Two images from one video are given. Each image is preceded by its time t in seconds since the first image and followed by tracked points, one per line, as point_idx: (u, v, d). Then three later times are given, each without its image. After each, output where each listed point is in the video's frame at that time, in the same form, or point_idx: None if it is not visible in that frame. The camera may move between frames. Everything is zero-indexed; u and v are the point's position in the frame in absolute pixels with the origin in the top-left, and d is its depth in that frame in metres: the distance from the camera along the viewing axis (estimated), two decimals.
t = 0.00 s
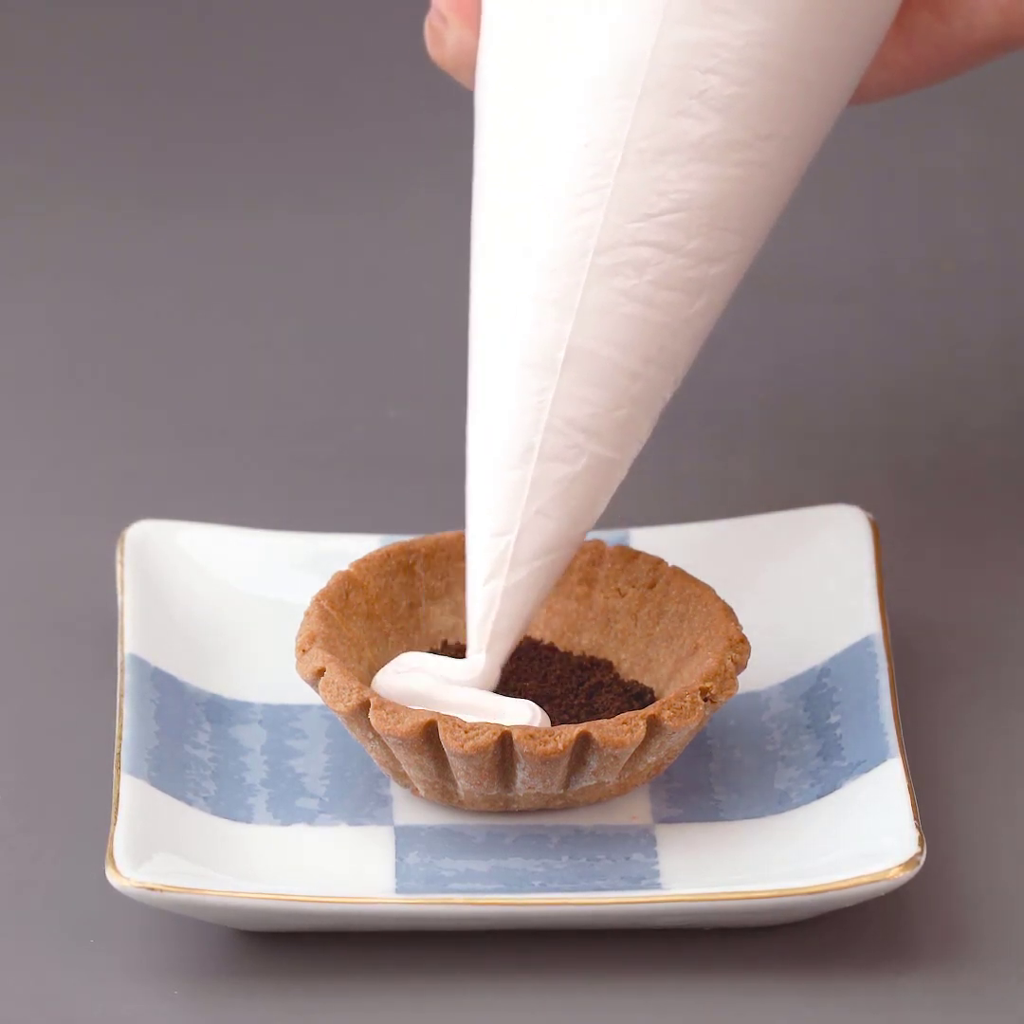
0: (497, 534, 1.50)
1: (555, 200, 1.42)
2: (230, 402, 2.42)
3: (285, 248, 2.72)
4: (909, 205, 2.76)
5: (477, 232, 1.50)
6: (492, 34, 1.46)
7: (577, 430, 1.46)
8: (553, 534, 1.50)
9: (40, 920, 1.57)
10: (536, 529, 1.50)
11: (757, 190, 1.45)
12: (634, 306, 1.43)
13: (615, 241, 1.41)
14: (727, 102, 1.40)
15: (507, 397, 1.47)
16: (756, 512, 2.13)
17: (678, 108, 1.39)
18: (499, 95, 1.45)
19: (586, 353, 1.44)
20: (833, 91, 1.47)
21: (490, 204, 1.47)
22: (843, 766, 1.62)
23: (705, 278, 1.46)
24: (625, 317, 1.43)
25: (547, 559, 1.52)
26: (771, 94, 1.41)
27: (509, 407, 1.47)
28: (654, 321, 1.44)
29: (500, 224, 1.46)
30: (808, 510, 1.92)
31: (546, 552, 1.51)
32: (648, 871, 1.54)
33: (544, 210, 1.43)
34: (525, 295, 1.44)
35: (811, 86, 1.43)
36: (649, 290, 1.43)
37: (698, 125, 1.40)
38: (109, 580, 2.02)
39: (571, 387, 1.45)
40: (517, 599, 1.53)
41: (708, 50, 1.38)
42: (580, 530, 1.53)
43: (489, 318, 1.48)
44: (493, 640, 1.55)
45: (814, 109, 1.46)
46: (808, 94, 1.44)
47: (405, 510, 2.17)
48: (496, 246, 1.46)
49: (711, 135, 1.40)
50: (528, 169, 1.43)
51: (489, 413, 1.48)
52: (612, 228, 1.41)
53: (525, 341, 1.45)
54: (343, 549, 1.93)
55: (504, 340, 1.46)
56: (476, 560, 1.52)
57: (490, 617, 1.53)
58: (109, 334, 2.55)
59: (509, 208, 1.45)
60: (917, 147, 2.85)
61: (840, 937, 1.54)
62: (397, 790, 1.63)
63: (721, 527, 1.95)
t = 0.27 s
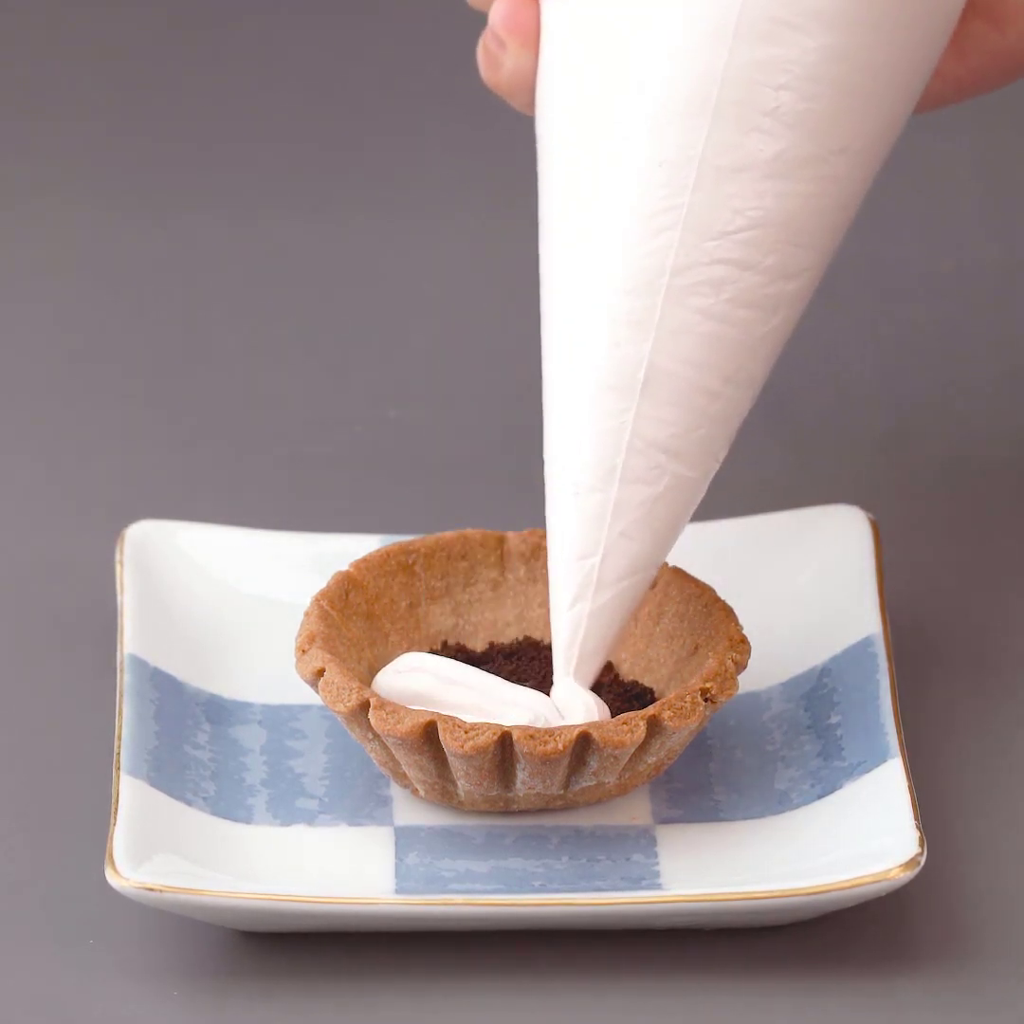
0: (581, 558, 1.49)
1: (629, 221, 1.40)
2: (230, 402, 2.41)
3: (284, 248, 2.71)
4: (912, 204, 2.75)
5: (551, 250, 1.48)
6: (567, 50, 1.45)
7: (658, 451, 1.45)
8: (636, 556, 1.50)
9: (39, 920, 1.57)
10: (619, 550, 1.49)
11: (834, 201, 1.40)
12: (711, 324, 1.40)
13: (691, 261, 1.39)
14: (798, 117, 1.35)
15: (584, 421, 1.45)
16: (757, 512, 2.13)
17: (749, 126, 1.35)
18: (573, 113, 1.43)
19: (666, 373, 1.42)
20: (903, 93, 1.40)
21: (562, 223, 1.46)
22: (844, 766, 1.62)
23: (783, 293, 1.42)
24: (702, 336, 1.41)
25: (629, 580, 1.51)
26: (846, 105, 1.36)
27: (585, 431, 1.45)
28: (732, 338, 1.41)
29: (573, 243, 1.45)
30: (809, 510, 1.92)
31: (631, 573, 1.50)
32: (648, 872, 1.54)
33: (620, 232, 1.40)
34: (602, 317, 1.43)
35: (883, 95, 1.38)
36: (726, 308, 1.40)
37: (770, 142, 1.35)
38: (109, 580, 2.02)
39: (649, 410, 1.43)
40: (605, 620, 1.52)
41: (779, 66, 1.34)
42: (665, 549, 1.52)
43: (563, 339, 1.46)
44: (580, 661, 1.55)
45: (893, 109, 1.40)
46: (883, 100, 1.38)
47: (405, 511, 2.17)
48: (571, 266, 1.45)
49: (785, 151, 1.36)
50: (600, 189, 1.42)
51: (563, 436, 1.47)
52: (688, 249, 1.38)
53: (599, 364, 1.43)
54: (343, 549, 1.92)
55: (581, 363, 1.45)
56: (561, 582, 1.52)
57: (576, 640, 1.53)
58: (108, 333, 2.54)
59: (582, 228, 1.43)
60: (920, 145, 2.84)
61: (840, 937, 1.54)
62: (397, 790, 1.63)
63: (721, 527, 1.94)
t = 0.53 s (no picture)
0: (436, 503, 1.56)
1: (508, 174, 1.45)
2: (229, 402, 2.41)
3: (283, 249, 2.71)
4: (909, 205, 2.75)
5: (433, 191, 1.53)
6: None
7: (521, 400, 1.51)
8: (489, 501, 1.56)
9: (39, 921, 1.57)
10: (474, 496, 1.55)
11: (711, 164, 1.46)
12: (581, 278, 1.47)
13: (563, 216, 1.45)
14: (680, 79, 1.41)
15: (455, 364, 1.51)
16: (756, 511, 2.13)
17: (629, 84, 1.41)
18: (463, 58, 1.47)
19: (543, 327, 1.48)
20: (786, 66, 1.46)
21: (445, 167, 1.50)
22: (845, 766, 1.61)
23: (657, 251, 1.48)
24: (576, 290, 1.47)
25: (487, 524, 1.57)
26: (726, 71, 1.42)
27: (457, 375, 1.51)
28: (604, 294, 1.48)
29: (453, 191, 1.49)
30: (809, 511, 1.92)
31: (488, 519, 1.57)
32: (648, 872, 1.53)
33: (501, 183, 1.46)
34: (475, 264, 1.48)
35: (772, 62, 1.44)
36: (595, 262, 1.46)
37: (648, 100, 1.41)
38: (108, 580, 2.02)
39: (516, 358, 1.49)
40: (461, 563, 1.59)
41: (658, 27, 1.39)
42: (517, 496, 1.58)
43: (439, 282, 1.52)
44: (431, 606, 1.61)
45: (776, 76, 1.46)
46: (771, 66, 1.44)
47: (405, 511, 2.17)
48: (448, 211, 1.50)
49: (660, 111, 1.42)
50: (482, 139, 1.46)
51: (435, 379, 1.53)
52: (563, 203, 1.44)
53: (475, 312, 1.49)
54: (342, 549, 1.92)
55: (454, 309, 1.51)
56: (420, 524, 1.58)
57: (429, 583, 1.59)
58: (108, 333, 2.54)
59: (462, 176, 1.48)
60: (917, 145, 2.84)
61: (843, 939, 1.53)
62: (398, 791, 1.63)
63: (722, 528, 1.94)
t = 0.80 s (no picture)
0: (583, 529, 1.51)
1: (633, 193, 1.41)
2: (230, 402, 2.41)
3: (284, 248, 2.71)
4: (912, 205, 2.75)
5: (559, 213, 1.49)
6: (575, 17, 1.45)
7: (663, 421, 1.46)
8: (642, 525, 1.51)
9: (38, 920, 1.56)
10: (623, 521, 1.50)
11: (839, 178, 1.42)
12: (716, 296, 1.42)
13: (696, 232, 1.40)
14: (807, 91, 1.37)
15: (588, 388, 1.46)
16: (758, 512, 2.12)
17: (756, 98, 1.36)
18: (585, 83, 1.43)
19: (671, 347, 1.43)
20: (907, 76, 1.41)
21: (571, 189, 1.46)
22: (845, 767, 1.61)
23: (788, 266, 1.43)
24: (711, 308, 1.42)
25: (632, 550, 1.52)
26: (853, 81, 1.37)
27: (591, 400, 1.47)
28: (734, 312, 1.43)
29: (576, 211, 1.46)
30: (809, 510, 1.92)
31: (636, 544, 1.52)
32: (648, 873, 1.53)
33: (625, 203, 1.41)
34: (606, 285, 1.44)
35: (890, 74, 1.39)
36: (731, 279, 1.41)
37: (777, 115, 1.37)
38: (108, 580, 2.02)
39: (657, 379, 1.44)
40: (608, 592, 1.54)
41: (787, 38, 1.35)
42: (664, 523, 1.53)
43: (569, 306, 1.48)
44: (584, 633, 1.56)
45: (903, 86, 1.41)
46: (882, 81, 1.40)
47: (405, 512, 2.17)
48: (576, 233, 1.46)
49: (790, 125, 1.37)
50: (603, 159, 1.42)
51: (571, 404, 1.48)
52: (694, 221, 1.39)
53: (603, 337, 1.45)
54: (342, 549, 1.92)
55: (583, 333, 1.46)
56: (566, 552, 1.54)
57: (579, 612, 1.55)
58: (108, 333, 2.54)
59: (587, 198, 1.44)
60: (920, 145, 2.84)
61: (842, 939, 1.53)
62: (397, 791, 1.63)
63: (721, 527, 1.94)
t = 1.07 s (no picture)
0: (560, 518, 1.57)
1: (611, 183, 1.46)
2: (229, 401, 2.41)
3: (283, 248, 2.71)
4: (912, 206, 2.74)
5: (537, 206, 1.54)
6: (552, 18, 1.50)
7: (640, 407, 1.52)
8: (614, 514, 1.58)
9: (37, 921, 1.56)
10: (598, 508, 1.57)
11: (819, 168, 1.47)
12: (695, 284, 1.48)
13: (675, 220, 1.45)
14: (790, 85, 1.42)
15: (567, 377, 1.52)
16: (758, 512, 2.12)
17: (737, 89, 1.42)
18: (561, 78, 1.48)
19: (651, 335, 1.49)
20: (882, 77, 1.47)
21: (547, 183, 1.52)
22: (845, 767, 1.61)
23: (767, 254, 1.49)
24: (689, 295, 1.48)
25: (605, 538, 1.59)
26: (835, 74, 1.42)
27: (569, 385, 1.52)
28: (711, 300, 1.49)
29: (554, 204, 1.51)
30: (809, 510, 1.91)
31: (610, 532, 1.59)
32: (649, 873, 1.53)
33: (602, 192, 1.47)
34: (584, 272, 1.49)
35: (870, 64, 1.44)
36: (710, 269, 1.47)
37: (756, 104, 1.42)
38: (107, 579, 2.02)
39: (634, 365, 1.50)
40: (580, 578, 1.61)
41: (768, 29, 1.40)
42: (637, 511, 1.60)
43: (547, 294, 1.53)
44: (556, 621, 1.63)
45: (882, 72, 1.47)
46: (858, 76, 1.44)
47: (405, 512, 2.16)
48: (553, 222, 1.51)
49: (772, 114, 1.43)
50: (582, 151, 1.48)
51: (550, 387, 1.53)
52: (674, 210, 1.45)
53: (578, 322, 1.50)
54: (341, 549, 1.92)
55: (562, 320, 1.51)
56: (541, 538, 1.60)
57: (552, 600, 1.61)
58: (108, 333, 2.54)
59: (564, 189, 1.50)
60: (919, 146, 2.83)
61: (843, 940, 1.53)
62: (397, 791, 1.62)
63: (721, 527, 1.93)
